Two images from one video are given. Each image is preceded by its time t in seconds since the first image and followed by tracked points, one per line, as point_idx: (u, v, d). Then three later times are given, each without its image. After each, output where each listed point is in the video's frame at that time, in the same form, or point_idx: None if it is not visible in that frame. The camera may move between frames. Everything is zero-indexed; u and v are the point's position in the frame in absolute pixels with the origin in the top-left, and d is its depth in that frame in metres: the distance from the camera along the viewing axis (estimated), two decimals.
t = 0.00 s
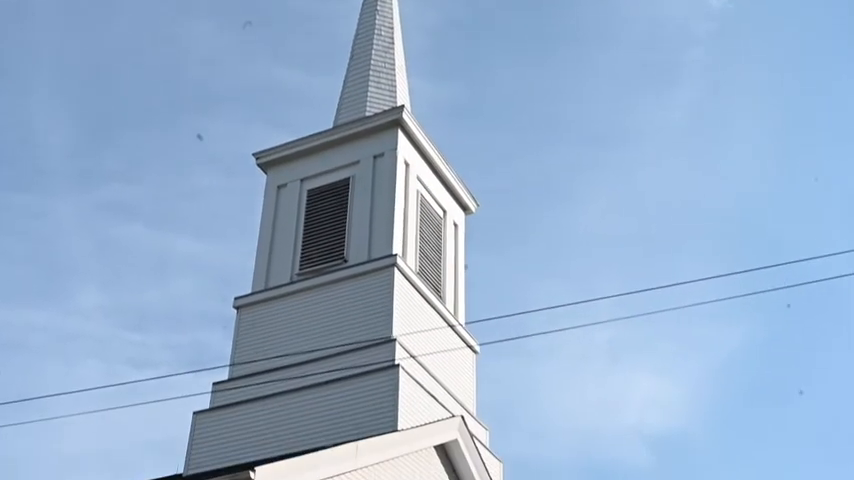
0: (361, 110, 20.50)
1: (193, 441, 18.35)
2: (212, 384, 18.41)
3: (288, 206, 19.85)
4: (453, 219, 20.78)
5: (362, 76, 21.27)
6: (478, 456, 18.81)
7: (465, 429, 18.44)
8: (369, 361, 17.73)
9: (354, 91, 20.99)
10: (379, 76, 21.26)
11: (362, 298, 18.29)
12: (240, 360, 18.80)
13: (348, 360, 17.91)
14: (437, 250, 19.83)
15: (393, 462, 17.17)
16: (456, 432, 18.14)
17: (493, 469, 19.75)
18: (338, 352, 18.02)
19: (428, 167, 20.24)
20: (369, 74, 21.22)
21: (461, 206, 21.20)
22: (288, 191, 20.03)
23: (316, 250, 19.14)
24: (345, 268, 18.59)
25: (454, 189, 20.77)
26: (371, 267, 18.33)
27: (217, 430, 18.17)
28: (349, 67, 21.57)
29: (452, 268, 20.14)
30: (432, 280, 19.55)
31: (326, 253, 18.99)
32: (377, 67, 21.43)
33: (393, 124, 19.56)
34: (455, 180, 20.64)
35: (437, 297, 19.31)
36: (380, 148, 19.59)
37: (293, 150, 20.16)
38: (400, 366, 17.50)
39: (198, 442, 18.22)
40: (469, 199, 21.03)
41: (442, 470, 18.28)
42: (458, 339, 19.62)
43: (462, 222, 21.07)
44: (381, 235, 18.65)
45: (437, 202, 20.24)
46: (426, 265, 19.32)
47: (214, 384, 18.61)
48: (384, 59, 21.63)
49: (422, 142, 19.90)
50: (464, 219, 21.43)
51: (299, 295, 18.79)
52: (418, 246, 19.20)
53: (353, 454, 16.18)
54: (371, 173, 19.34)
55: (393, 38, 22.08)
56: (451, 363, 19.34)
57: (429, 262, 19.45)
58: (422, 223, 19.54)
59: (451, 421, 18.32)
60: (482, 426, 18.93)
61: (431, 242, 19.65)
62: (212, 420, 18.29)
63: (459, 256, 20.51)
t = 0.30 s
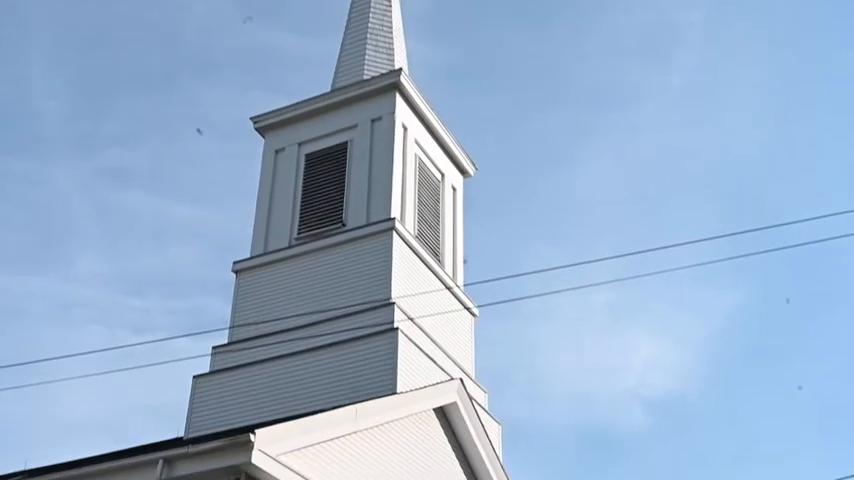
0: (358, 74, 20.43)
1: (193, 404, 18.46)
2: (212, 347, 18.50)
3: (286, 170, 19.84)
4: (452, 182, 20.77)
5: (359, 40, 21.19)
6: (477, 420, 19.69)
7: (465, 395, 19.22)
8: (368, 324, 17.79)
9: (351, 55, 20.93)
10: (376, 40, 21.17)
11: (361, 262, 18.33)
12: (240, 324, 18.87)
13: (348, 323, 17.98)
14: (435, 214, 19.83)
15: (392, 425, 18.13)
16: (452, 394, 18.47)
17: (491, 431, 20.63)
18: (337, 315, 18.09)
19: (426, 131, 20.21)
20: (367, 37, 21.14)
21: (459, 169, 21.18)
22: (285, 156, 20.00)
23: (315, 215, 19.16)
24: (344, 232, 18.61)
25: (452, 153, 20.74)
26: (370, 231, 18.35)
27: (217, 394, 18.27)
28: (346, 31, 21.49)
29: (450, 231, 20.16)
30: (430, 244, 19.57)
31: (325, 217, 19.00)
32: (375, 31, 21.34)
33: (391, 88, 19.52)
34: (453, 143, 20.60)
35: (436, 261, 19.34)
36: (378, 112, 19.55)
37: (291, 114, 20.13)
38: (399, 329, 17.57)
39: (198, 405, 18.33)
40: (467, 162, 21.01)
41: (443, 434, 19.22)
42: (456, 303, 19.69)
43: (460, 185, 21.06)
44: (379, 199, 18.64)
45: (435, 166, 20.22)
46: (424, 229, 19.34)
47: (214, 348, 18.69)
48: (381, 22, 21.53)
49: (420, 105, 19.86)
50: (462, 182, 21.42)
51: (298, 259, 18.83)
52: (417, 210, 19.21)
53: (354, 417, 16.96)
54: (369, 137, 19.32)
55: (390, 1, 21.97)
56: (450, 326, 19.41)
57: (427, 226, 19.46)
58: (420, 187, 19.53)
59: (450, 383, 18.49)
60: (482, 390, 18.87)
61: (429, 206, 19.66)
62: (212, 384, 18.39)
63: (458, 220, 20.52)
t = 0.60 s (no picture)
0: (356, 37, 20.34)
1: (194, 369, 18.51)
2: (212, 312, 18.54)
3: (284, 134, 19.79)
4: (450, 144, 20.73)
5: (356, 2, 21.08)
6: (476, 383, 19.82)
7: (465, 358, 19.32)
8: (368, 288, 17.83)
9: (348, 18, 20.83)
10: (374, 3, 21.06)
11: (360, 225, 18.34)
12: (240, 289, 18.90)
13: (348, 287, 18.01)
14: (434, 177, 19.82)
15: (392, 388, 18.22)
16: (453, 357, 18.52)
17: (490, 393, 20.79)
18: (337, 279, 18.12)
19: (425, 94, 20.14)
20: None
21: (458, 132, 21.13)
22: (283, 119, 19.95)
23: (313, 179, 19.14)
24: (342, 196, 18.61)
25: (450, 116, 20.69)
26: (369, 195, 18.35)
27: (217, 359, 18.31)
28: None
29: (449, 194, 20.16)
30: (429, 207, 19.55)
31: (323, 181, 19.00)
32: None
33: (389, 51, 19.44)
34: (452, 106, 20.54)
35: (434, 224, 19.34)
36: (376, 75, 19.48)
37: (289, 78, 20.06)
38: (398, 292, 17.60)
39: (199, 370, 18.38)
40: (466, 125, 20.96)
41: (442, 397, 19.32)
42: (455, 265, 19.70)
43: (459, 148, 21.02)
44: (378, 162, 18.63)
45: (433, 129, 20.17)
46: (423, 192, 19.33)
47: (214, 313, 18.73)
48: None
49: (418, 67, 19.79)
50: (461, 145, 21.38)
51: (297, 223, 18.84)
52: (415, 173, 19.19)
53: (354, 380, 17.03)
54: (367, 100, 19.26)
55: None
56: (448, 288, 19.43)
57: (426, 189, 19.45)
58: (419, 150, 19.50)
59: (450, 346, 18.58)
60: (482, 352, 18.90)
61: (428, 169, 19.63)
62: (212, 348, 18.43)
63: (456, 182, 20.51)
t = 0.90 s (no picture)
0: None
1: (194, 334, 18.56)
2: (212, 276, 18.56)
3: (282, 96, 19.76)
4: (450, 106, 20.68)
5: None
6: (475, 345, 19.97)
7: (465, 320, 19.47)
8: (368, 250, 17.88)
9: None
10: None
11: (359, 188, 18.35)
12: (239, 252, 18.92)
13: (348, 249, 18.07)
14: (433, 139, 19.80)
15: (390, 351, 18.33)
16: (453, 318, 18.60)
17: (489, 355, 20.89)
18: (337, 242, 18.16)
19: (423, 56, 20.07)
20: None
21: (457, 93, 21.08)
22: (281, 82, 19.90)
23: (312, 142, 19.12)
24: (341, 159, 18.61)
25: (449, 77, 20.62)
26: (368, 157, 18.34)
27: (217, 323, 18.35)
28: None
29: (449, 156, 20.15)
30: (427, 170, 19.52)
31: (322, 144, 18.99)
32: None
33: (387, 12, 19.34)
34: (450, 67, 20.46)
35: (433, 187, 19.33)
36: (374, 37, 19.40)
37: (286, 40, 19.99)
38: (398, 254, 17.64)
39: (199, 334, 18.42)
40: (465, 86, 20.90)
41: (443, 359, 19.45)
42: (454, 228, 19.71)
43: (458, 110, 20.98)
44: (377, 125, 18.61)
45: (432, 91, 20.11)
46: (423, 155, 19.32)
47: (213, 277, 18.75)
48: None
49: (416, 29, 19.69)
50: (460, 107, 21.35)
51: (295, 187, 18.84)
52: (415, 136, 19.17)
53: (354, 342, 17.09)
54: (366, 62, 19.20)
55: None
56: (448, 251, 19.48)
57: (426, 151, 19.44)
58: (418, 112, 19.46)
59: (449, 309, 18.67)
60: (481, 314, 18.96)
61: (427, 131, 19.61)
62: (212, 312, 18.46)
63: (456, 144, 20.50)
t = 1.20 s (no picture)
0: None
1: (193, 297, 18.65)
2: (212, 239, 18.68)
3: (280, 59, 20.09)
4: (449, 68, 20.99)
5: None
6: (475, 307, 20.19)
7: (465, 281, 19.81)
8: (368, 210, 18.09)
9: None
10: None
11: (359, 149, 18.59)
12: (238, 215, 19.11)
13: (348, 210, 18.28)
14: (432, 101, 20.10)
15: (390, 314, 18.48)
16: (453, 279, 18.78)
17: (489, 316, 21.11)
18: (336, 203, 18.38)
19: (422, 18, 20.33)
20: None
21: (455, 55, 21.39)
22: (279, 44, 20.22)
23: (310, 105, 19.45)
24: (341, 121, 18.91)
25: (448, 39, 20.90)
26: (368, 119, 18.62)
27: (217, 284, 18.48)
28: None
29: (448, 118, 20.46)
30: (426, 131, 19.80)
31: (321, 106, 19.32)
32: None
33: None
34: (449, 29, 20.72)
35: (432, 148, 19.58)
36: None
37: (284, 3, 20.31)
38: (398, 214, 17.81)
39: (198, 296, 18.53)
40: (464, 48, 21.19)
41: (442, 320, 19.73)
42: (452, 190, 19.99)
43: (457, 72, 21.29)
44: (375, 87, 18.91)
45: (431, 52, 20.37)
46: (422, 117, 19.64)
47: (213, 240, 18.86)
48: None
49: None
50: (459, 69, 21.67)
51: (295, 150, 19.11)
52: (413, 97, 19.48)
53: (355, 303, 17.13)
54: (364, 25, 19.45)
55: None
56: (447, 213, 19.83)
57: (424, 113, 19.76)
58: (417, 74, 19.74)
59: (449, 271, 18.96)
60: (481, 275, 19.05)
61: (426, 93, 19.91)
62: (211, 275, 18.58)
63: (455, 106, 20.83)
